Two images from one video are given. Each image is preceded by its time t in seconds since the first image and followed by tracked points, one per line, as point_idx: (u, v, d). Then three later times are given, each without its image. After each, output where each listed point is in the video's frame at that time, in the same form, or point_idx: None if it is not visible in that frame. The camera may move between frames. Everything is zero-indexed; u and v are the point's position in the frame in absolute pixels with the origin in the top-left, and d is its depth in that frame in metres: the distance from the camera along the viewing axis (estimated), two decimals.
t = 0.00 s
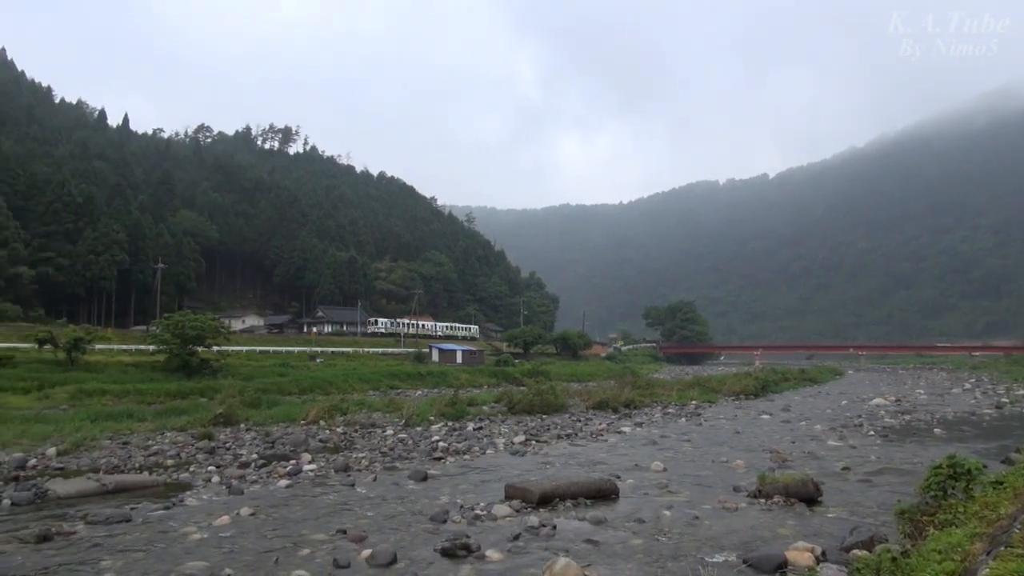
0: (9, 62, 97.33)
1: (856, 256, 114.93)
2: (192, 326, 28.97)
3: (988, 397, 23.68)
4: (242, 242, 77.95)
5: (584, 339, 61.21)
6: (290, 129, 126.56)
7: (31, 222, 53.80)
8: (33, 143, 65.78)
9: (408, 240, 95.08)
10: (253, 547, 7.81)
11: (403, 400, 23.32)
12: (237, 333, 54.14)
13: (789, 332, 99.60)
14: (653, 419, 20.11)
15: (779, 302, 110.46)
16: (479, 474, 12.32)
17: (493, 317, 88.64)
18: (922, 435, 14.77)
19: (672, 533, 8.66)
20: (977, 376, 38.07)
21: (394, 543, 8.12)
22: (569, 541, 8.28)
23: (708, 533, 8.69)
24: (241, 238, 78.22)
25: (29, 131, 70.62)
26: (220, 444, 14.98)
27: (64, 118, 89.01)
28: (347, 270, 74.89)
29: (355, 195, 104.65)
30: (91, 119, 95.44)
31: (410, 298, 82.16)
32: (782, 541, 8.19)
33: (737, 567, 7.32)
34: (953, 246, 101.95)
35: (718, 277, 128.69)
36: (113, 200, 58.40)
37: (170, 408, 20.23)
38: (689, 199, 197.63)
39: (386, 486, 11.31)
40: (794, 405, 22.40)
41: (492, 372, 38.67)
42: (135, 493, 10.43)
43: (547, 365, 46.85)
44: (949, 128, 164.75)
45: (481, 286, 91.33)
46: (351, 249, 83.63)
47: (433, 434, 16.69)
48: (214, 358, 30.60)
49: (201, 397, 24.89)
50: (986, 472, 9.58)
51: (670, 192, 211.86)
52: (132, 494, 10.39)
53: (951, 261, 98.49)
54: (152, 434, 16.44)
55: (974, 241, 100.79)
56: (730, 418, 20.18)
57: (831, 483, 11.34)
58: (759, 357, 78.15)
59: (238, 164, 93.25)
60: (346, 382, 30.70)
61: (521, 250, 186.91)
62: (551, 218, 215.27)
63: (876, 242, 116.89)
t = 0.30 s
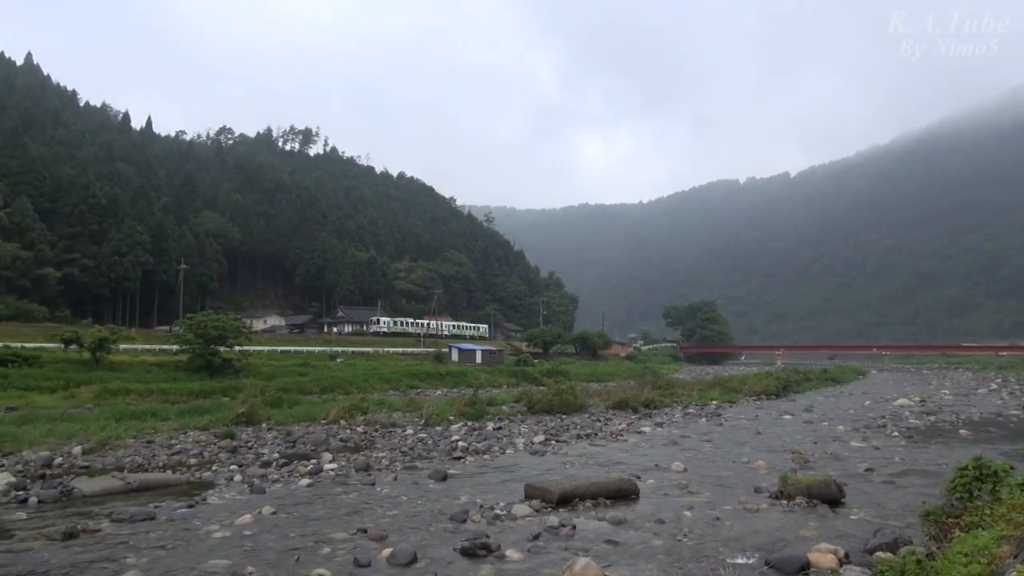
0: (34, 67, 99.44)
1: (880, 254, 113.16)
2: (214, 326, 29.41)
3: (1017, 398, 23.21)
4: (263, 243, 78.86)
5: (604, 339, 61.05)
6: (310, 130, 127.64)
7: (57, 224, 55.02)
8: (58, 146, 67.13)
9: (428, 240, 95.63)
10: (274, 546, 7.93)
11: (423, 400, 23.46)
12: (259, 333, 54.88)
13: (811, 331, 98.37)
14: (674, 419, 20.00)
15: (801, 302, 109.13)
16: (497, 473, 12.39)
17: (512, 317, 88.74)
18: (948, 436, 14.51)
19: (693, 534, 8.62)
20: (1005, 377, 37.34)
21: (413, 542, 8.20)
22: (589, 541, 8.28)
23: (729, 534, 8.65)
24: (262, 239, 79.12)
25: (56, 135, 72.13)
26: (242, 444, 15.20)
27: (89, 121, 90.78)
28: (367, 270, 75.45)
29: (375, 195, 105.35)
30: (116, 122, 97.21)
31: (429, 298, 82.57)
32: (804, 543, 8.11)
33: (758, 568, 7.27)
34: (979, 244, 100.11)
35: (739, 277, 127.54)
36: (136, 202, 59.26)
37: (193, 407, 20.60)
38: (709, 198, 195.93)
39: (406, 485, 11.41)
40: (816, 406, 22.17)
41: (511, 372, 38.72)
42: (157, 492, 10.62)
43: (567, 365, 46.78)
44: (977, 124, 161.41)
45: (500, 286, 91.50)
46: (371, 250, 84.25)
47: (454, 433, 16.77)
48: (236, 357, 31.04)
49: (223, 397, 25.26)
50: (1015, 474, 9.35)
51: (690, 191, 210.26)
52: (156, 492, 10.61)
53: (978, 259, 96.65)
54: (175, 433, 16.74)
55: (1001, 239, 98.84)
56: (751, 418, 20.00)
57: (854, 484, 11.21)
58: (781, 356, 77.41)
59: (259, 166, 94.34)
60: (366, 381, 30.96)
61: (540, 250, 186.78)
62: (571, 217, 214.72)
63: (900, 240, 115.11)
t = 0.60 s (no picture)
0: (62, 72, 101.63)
1: (906, 252, 111.33)
2: (238, 326, 29.82)
3: None
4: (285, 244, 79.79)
5: (625, 339, 60.81)
6: (331, 132, 128.78)
7: (85, 226, 56.13)
8: (85, 149, 68.52)
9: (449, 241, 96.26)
10: (297, 544, 8.05)
11: (444, 400, 23.57)
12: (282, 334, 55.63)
13: (835, 330, 97.11)
14: (696, 419, 19.85)
15: (824, 300, 107.73)
16: (518, 473, 12.42)
17: (533, 317, 88.74)
18: (977, 437, 14.22)
19: (716, 535, 8.57)
20: None
21: (435, 541, 8.26)
22: (611, 541, 8.27)
23: (754, 535, 8.57)
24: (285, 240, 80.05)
25: (83, 138, 73.59)
26: (265, 443, 15.42)
27: (114, 124, 92.51)
28: (388, 270, 76.01)
29: (395, 196, 106.09)
30: (141, 125, 98.96)
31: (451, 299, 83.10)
32: (829, 545, 8.00)
33: (783, 570, 7.19)
34: (1009, 243, 98.09)
35: (762, 276, 126.29)
36: (161, 204, 60.31)
37: (217, 407, 20.90)
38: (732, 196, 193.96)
39: (427, 485, 11.50)
40: (841, 406, 21.90)
41: (532, 372, 38.73)
42: (183, 490, 10.82)
43: (588, 365, 46.65)
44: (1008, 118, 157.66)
45: (521, 286, 91.58)
46: (392, 250, 84.85)
47: (475, 433, 16.83)
48: (259, 358, 31.47)
49: (246, 396, 25.60)
50: None
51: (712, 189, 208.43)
52: (181, 490, 10.80)
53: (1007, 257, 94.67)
54: (199, 432, 17.02)
55: None
56: (775, 418, 19.78)
57: (880, 485, 11.05)
58: (806, 357, 76.46)
59: (282, 168, 95.49)
60: (388, 381, 31.21)
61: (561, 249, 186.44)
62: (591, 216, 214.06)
63: (927, 238, 113.12)
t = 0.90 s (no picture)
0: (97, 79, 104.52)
1: (941, 250, 108.73)
2: (268, 327, 30.42)
3: None
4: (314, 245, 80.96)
5: (653, 339, 60.48)
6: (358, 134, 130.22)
7: (119, 229, 57.65)
8: (118, 153, 70.34)
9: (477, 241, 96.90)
10: (328, 543, 8.27)
11: (472, 400, 23.76)
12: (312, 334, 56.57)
13: (867, 330, 95.29)
14: (725, 420, 19.71)
15: (856, 300, 105.77)
16: (544, 474, 12.51)
17: (560, 317, 88.67)
18: (1016, 439, 13.90)
19: (745, 537, 8.57)
20: None
21: (464, 541, 8.41)
22: (640, 542, 8.34)
23: (784, 537, 8.54)
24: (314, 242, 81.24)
25: (117, 143, 75.45)
26: (295, 443, 15.76)
27: (147, 129, 94.81)
28: (416, 271, 76.69)
29: (422, 197, 106.89)
30: (172, 129, 101.22)
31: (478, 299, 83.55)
32: (861, 547, 7.96)
33: (813, 572, 7.16)
34: None
35: (792, 275, 124.44)
36: (193, 207, 61.66)
37: (248, 407, 21.37)
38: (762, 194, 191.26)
39: (456, 485, 11.68)
40: (874, 407, 21.55)
41: (559, 372, 38.76)
42: (215, 489, 11.17)
43: (616, 365, 46.49)
44: None
45: (547, 286, 91.61)
46: (420, 251, 85.54)
47: (503, 433, 16.96)
48: (289, 357, 32.06)
49: (277, 396, 26.08)
50: None
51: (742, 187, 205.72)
52: (213, 488, 11.16)
53: None
54: (230, 432, 17.43)
55: None
56: (806, 419, 19.54)
57: (915, 488, 10.88)
58: (837, 357, 75.18)
59: (310, 170, 96.90)
60: (415, 381, 31.54)
61: (587, 249, 185.91)
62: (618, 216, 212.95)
63: (963, 235, 110.33)
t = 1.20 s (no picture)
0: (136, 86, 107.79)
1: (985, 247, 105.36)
2: (302, 327, 30.96)
3: None
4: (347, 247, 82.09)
5: (686, 339, 59.86)
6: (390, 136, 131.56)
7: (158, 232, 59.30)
8: (157, 158, 72.36)
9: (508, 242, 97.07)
10: (362, 542, 8.41)
11: (504, 400, 23.83)
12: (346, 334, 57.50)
13: (907, 330, 92.90)
14: (760, 421, 19.41)
15: (895, 298, 103.17)
16: (576, 474, 12.50)
17: (592, 317, 88.32)
18: None
19: (782, 540, 8.44)
20: None
21: (496, 541, 8.45)
22: (673, 544, 8.28)
23: (821, 540, 8.39)
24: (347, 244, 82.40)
25: (156, 148, 77.55)
26: (330, 442, 16.04)
27: (184, 133, 97.38)
28: (448, 271, 77.26)
29: (454, 198, 107.52)
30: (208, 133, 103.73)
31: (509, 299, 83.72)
32: (901, 551, 7.78)
33: None
34: None
35: (828, 274, 121.87)
36: (228, 210, 63.09)
37: (284, 407, 21.81)
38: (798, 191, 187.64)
39: (488, 485, 11.75)
40: (917, 408, 20.97)
41: (591, 372, 38.62)
42: (251, 487, 11.45)
43: (649, 366, 46.11)
44: None
45: (579, 286, 91.33)
46: (451, 252, 86.12)
47: (536, 434, 16.98)
48: (323, 358, 32.63)
49: (311, 396, 26.55)
50: None
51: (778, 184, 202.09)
52: (249, 487, 11.45)
53: None
54: (266, 431, 17.81)
55: None
56: (845, 420, 19.12)
57: (958, 491, 10.57)
58: (876, 358, 73.43)
59: (343, 173, 98.29)
60: (447, 381, 31.78)
61: (619, 249, 184.78)
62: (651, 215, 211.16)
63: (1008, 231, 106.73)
